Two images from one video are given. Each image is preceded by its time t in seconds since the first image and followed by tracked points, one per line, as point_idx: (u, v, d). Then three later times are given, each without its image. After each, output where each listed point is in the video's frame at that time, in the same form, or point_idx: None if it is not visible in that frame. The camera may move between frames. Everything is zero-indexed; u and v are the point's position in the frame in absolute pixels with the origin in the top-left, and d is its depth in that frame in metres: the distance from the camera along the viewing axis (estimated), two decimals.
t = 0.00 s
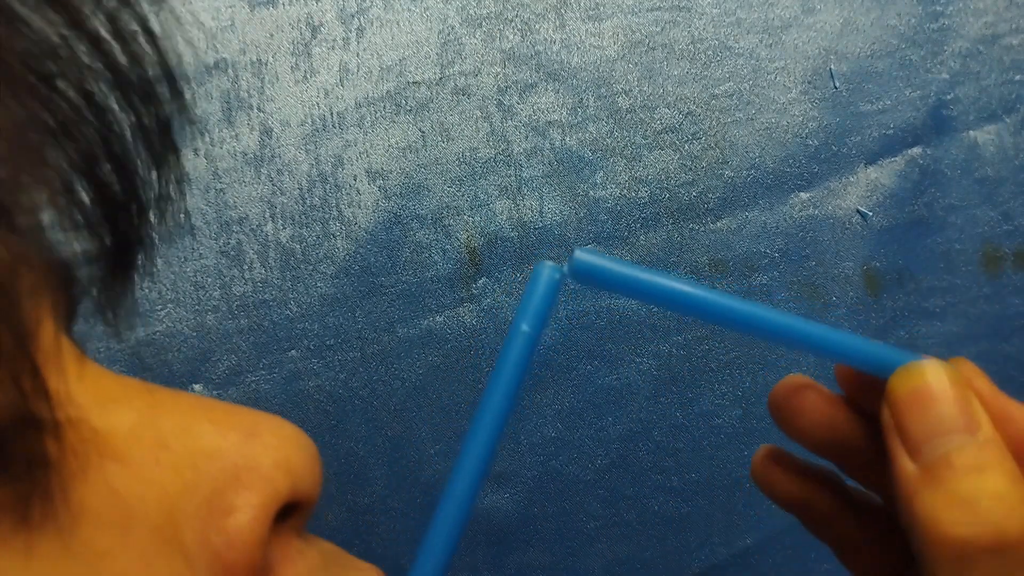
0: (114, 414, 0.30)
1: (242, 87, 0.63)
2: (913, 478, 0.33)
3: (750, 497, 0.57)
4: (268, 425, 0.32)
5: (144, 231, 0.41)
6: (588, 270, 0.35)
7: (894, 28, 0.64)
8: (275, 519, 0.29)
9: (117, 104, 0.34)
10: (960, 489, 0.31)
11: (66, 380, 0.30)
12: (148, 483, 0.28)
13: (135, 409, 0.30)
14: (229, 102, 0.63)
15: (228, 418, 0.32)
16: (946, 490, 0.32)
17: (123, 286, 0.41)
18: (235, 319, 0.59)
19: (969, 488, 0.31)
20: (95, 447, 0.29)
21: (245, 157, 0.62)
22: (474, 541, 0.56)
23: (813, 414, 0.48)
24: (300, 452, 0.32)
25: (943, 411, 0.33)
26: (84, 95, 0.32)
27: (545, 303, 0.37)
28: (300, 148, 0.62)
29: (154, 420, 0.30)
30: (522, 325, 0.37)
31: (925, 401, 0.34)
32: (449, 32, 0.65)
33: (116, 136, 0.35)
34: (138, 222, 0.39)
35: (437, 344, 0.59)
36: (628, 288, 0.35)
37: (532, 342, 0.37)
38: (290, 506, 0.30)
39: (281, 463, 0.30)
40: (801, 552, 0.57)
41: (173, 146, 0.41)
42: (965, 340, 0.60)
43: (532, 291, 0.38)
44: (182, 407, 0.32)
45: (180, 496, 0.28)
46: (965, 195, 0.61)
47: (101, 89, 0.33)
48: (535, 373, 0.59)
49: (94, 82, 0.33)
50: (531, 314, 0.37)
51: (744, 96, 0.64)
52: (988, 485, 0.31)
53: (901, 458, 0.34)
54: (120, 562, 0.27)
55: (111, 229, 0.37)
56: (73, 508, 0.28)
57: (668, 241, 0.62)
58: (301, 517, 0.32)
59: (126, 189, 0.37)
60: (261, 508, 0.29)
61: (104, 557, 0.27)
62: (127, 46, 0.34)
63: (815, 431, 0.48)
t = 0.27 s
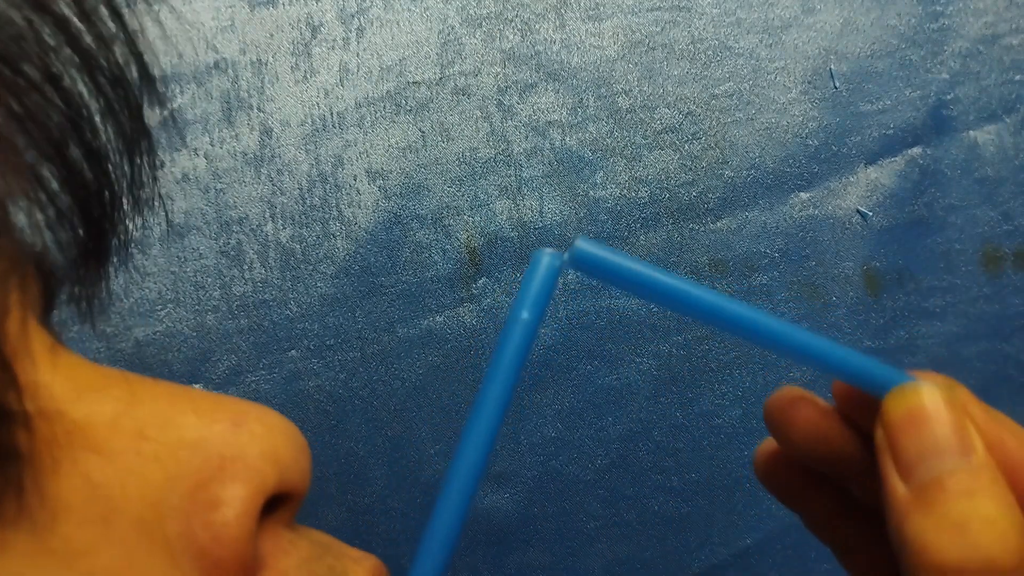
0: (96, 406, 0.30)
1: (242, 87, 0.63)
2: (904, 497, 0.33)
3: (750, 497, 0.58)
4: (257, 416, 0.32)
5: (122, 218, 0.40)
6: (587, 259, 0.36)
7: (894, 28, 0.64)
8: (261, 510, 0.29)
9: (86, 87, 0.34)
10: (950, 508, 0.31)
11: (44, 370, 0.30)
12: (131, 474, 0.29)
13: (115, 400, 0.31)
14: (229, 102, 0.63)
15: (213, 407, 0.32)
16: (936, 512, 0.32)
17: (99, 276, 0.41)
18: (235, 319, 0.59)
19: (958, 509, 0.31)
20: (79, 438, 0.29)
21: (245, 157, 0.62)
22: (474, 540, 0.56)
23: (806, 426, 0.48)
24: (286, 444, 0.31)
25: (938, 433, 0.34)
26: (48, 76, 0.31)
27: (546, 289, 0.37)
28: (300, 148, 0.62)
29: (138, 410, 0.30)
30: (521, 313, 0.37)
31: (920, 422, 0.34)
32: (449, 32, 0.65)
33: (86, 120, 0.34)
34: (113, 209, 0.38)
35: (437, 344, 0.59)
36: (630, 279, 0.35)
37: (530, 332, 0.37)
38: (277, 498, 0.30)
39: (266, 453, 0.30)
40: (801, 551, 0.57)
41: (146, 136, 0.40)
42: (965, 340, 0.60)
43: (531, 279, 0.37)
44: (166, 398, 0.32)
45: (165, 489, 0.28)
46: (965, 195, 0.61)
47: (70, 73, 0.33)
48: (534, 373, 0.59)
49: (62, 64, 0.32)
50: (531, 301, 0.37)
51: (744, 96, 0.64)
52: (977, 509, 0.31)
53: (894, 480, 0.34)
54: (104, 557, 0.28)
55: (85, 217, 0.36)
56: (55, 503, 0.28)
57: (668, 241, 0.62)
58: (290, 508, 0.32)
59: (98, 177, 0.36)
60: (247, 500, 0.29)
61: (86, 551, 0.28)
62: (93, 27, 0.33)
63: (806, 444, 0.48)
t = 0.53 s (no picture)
0: (55, 399, 0.30)
1: (242, 87, 0.63)
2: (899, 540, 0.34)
3: (750, 497, 0.58)
4: (225, 411, 0.32)
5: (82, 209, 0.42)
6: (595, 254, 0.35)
7: (894, 28, 0.64)
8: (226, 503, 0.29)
9: (39, 79, 0.36)
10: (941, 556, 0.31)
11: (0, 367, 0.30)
12: (92, 466, 0.28)
13: (80, 393, 0.31)
14: (229, 102, 0.63)
15: (182, 400, 0.32)
16: (929, 555, 0.32)
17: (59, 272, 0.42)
18: (235, 319, 0.59)
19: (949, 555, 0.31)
20: (39, 430, 0.29)
21: (245, 157, 0.62)
22: (474, 541, 0.56)
23: (811, 454, 0.48)
24: (253, 437, 0.31)
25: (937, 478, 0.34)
26: None
27: (557, 285, 0.37)
28: (300, 148, 0.62)
29: (101, 404, 0.30)
30: (531, 308, 0.37)
31: (918, 465, 0.35)
32: (449, 32, 0.65)
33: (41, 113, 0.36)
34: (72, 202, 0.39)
35: (437, 344, 0.59)
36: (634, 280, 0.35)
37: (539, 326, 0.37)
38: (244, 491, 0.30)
39: (233, 445, 0.30)
40: (801, 551, 0.57)
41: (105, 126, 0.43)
42: (965, 340, 0.60)
43: (544, 273, 0.37)
44: (130, 391, 0.32)
45: (127, 479, 0.28)
46: (965, 195, 0.61)
47: (21, 64, 0.35)
48: (534, 373, 0.59)
49: (11, 54, 0.35)
50: (542, 297, 0.37)
51: (744, 96, 0.64)
52: (967, 555, 0.31)
53: (888, 521, 0.35)
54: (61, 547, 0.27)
55: (42, 216, 0.37)
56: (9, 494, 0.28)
57: (668, 241, 0.62)
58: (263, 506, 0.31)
59: (54, 171, 0.37)
60: (211, 488, 0.28)
61: (40, 539, 0.27)
62: (41, 18, 0.36)
63: (814, 471, 0.48)
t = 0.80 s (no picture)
0: (21, 389, 0.30)
1: (242, 87, 0.63)
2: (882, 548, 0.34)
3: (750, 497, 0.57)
4: (195, 404, 0.32)
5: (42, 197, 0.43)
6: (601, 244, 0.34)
7: (894, 28, 0.64)
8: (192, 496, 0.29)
9: None
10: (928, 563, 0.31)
11: None
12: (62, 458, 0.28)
13: (44, 382, 0.30)
14: (229, 102, 0.63)
15: (151, 393, 0.32)
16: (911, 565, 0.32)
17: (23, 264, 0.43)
18: (235, 319, 0.59)
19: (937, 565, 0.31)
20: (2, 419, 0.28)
21: (245, 157, 0.62)
22: (474, 541, 0.56)
23: (792, 463, 0.49)
24: (222, 433, 0.32)
25: (923, 488, 0.34)
26: None
27: (554, 274, 0.37)
28: (300, 148, 0.62)
29: (69, 395, 0.30)
30: (527, 296, 0.37)
31: (901, 475, 0.34)
32: (449, 32, 0.65)
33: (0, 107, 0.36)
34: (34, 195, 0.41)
35: (437, 344, 0.59)
36: (631, 271, 0.35)
37: (534, 314, 0.37)
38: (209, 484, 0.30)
39: (202, 439, 0.30)
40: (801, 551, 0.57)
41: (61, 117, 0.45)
42: (965, 340, 0.60)
43: (542, 260, 0.37)
44: (96, 383, 0.32)
45: (95, 470, 0.28)
46: (965, 195, 0.61)
47: None
48: (534, 373, 0.59)
49: None
50: (538, 284, 0.37)
51: (744, 96, 0.64)
52: (954, 566, 0.31)
53: (871, 530, 0.35)
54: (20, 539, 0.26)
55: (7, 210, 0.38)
56: None
57: (668, 241, 0.62)
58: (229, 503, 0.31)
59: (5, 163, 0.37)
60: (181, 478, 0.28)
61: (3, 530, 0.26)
62: None
63: (795, 480, 0.48)
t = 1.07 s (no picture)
0: (23, 414, 0.30)
1: (242, 87, 0.63)
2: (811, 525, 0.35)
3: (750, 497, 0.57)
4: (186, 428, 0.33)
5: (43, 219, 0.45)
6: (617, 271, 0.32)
7: (894, 28, 0.64)
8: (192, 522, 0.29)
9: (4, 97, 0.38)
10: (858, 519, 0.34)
11: None
12: (57, 483, 0.28)
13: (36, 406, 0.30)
14: (229, 102, 0.63)
15: (147, 420, 0.33)
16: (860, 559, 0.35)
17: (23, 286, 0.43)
18: (235, 319, 0.59)
19: (887, 536, 0.33)
20: None
21: (245, 157, 0.62)
22: (474, 541, 0.56)
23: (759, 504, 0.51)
24: (220, 457, 0.32)
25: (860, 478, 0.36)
26: None
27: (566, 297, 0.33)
28: (300, 148, 0.62)
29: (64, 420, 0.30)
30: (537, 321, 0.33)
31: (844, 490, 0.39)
32: (449, 32, 0.65)
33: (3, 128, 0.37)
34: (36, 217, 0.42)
35: (437, 344, 0.59)
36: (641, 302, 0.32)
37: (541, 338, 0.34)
38: (207, 510, 0.30)
39: (199, 464, 0.31)
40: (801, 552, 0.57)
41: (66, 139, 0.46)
42: (965, 340, 0.59)
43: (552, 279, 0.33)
44: (89, 408, 0.32)
45: (93, 494, 0.28)
46: (965, 195, 0.61)
47: None
48: (534, 373, 0.59)
49: None
50: (546, 308, 0.33)
51: (744, 96, 0.64)
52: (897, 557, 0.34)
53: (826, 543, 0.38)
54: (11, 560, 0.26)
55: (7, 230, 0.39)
56: None
57: (668, 241, 0.62)
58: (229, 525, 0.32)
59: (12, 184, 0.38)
60: (178, 506, 0.28)
61: None
62: None
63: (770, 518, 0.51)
